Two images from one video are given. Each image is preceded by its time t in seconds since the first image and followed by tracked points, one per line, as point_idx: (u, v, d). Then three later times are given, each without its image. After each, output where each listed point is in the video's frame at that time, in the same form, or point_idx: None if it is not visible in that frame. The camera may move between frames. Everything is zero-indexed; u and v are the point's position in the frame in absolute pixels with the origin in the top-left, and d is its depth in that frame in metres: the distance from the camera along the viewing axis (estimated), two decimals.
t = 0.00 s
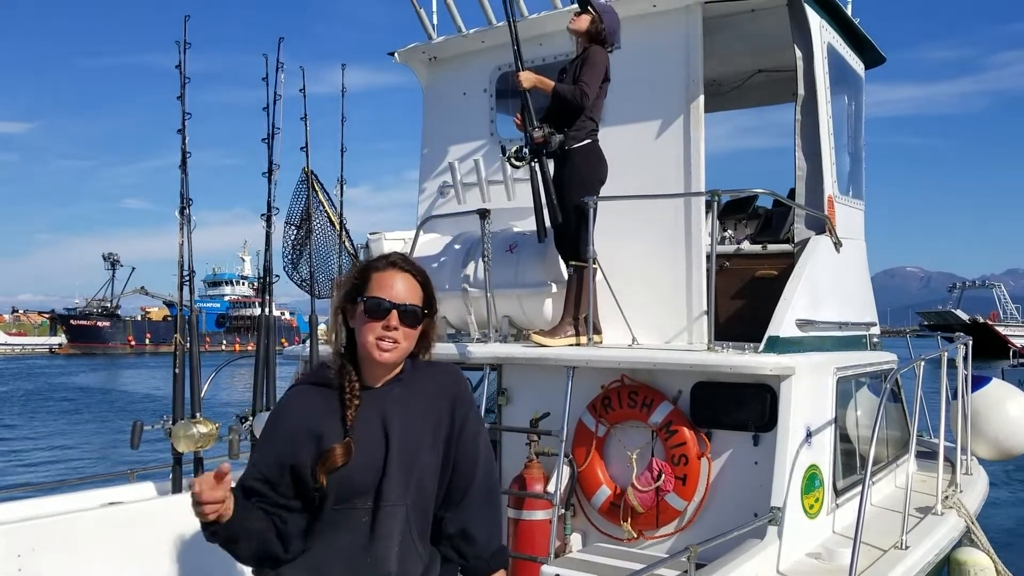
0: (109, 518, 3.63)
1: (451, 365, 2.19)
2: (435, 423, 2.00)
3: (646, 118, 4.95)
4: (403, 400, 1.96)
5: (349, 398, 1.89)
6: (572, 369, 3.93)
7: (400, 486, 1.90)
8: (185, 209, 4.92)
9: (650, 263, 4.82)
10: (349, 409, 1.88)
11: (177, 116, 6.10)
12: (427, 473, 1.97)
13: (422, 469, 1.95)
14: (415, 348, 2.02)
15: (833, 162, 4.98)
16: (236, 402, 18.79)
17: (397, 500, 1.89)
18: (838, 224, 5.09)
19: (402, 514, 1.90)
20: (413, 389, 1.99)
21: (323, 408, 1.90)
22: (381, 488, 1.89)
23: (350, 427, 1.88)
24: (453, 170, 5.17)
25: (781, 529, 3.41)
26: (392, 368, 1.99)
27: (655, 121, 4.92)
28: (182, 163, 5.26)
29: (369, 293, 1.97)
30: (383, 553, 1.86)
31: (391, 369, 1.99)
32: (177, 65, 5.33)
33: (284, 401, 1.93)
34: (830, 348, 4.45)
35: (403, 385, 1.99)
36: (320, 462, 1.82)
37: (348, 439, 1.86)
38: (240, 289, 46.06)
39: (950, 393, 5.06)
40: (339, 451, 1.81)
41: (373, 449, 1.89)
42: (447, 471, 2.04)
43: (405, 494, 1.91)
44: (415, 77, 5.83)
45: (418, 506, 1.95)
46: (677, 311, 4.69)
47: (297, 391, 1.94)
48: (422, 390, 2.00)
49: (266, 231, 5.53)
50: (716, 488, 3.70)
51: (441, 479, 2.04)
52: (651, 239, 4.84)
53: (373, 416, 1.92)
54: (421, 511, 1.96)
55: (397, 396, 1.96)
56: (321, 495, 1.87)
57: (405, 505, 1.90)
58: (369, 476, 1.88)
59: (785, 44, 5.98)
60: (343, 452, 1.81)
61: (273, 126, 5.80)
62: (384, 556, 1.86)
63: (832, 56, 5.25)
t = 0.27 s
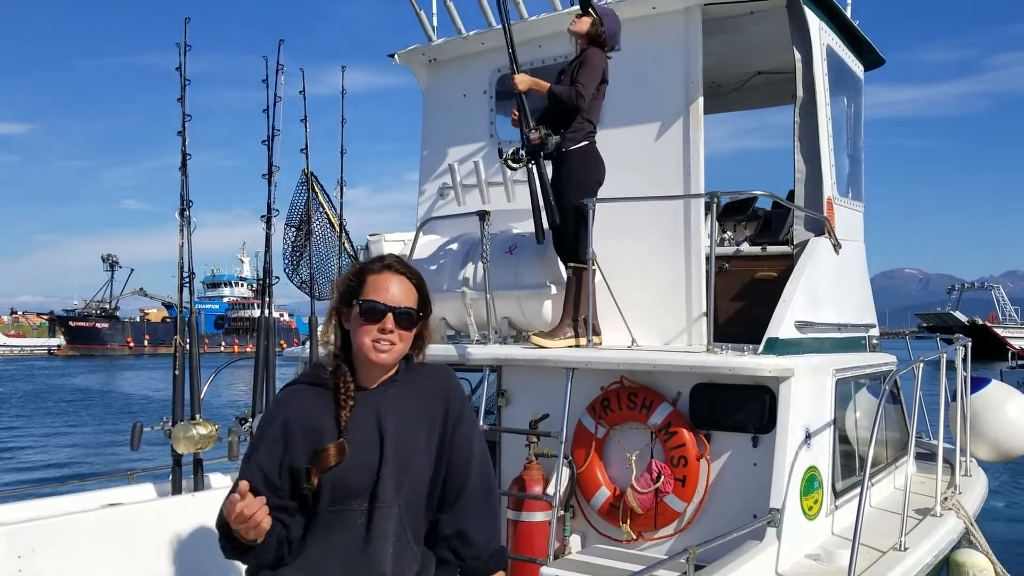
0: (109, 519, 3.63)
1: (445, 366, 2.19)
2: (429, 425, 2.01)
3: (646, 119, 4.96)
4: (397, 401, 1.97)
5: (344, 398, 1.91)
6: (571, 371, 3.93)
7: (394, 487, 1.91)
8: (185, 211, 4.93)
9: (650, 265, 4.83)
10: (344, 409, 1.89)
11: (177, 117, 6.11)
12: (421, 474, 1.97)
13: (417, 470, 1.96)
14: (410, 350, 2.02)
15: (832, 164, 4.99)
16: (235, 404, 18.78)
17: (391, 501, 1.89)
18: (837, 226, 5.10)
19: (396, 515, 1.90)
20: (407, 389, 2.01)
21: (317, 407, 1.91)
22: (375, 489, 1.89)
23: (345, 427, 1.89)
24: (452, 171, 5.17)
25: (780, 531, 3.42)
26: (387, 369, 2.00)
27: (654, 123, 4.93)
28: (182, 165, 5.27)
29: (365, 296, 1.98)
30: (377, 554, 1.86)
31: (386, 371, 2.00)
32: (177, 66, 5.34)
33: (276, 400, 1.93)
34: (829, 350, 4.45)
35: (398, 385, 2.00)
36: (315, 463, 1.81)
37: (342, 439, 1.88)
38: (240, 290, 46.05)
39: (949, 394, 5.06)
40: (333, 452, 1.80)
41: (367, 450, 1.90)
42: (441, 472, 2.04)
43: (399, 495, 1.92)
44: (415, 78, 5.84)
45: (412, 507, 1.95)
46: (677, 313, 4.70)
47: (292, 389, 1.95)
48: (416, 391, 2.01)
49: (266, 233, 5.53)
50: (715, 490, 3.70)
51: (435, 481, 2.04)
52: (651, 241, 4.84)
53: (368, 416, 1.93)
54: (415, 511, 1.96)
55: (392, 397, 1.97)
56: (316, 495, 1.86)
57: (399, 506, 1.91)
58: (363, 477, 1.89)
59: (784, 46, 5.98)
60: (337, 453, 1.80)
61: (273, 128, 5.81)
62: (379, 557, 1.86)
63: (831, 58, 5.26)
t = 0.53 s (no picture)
0: (110, 525, 3.63)
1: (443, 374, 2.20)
2: (429, 433, 2.02)
3: (646, 126, 4.97)
4: (397, 409, 1.98)
5: (346, 406, 1.91)
6: (572, 377, 3.94)
7: (394, 494, 1.91)
8: (187, 218, 4.94)
9: (651, 272, 4.83)
10: (346, 417, 1.89)
11: (179, 125, 6.14)
12: (420, 482, 1.98)
13: (416, 478, 1.97)
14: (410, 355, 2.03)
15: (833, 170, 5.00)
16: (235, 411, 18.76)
17: (392, 508, 1.90)
18: (838, 232, 5.11)
19: (396, 521, 1.91)
20: (407, 398, 2.01)
21: (319, 415, 1.89)
22: (376, 497, 1.90)
23: (348, 435, 1.89)
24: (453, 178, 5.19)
25: (781, 537, 3.42)
26: (388, 376, 2.01)
27: (655, 130, 4.95)
28: (184, 171, 5.28)
29: (365, 302, 1.98)
30: (378, 561, 1.86)
31: (386, 378, 2.01)
32: (180, 74, 5.36)
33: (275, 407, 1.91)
34: (830, 356, 4.45)
35: (399, 394, 2.01)
36: (318, 471, 1.84)
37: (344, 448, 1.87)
38: (241, 297, 46.08)
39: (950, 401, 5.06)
40: (336, 460, 1.83)
41: (369, 457, 1.91)
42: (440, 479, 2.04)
43: (399, 503, 1.92)
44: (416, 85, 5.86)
45: (411, 514, 1.96)
46: (677, 319, 4.70)
47: (293, 397, 1.92)
48: (416, 399, 2.02)
49: (267, 239, 5.55)
50: (716, 497, 3.70)
51: (433, 490, 2.03)
52: (651, 247, 4.85)
53: (370, 424, 1.94)
54: (414, 518, 1.97)
55: (392, 405, 1.98)
56: (318, 502, 1.86)
57: (399, 513, 1.91)
58: (364, 485, 1.89)
59: (785, 53, 6.00)
60: (340, 461, 1.83)
61: (275, 135, 5.83)
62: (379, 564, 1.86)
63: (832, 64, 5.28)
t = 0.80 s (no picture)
0: (110, 533, 3.63)
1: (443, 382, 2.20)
2: (430, 442, 2.02)
3: (646, 134, 4.99)
4: (398, 418, 1.98)
5: (347, 416, 1.92)
6: (573, 385, 3.94)
7: (394, 503, 1.92)
8: (189, 226, 4.95)
9: (651, 279, 4.84)
10: (348, 427, 1.91)
11: (181, 133, 6.16)
12: (420, 492, 1.98)
13: (416, 488, 1.97)
14: (412, 365, 2.04)
15: (833, 179, 5.01)
16: (235, 418, 18.77)
17: (391, 517, 1.90)
18: (838, 240, 5.11)
19: (396, 530, 1.91)
20: (408, 407, 2.01)
21: (321, 424, 1.91)
22: (376, 505, 1.90)
23: (349, 445, 1.90)
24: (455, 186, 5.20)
25: (781, 545, 3.41)
26: (389, 386, 2.01)
27: (655, 139, 4.96)
28: (185, 179, 5.30)
29: (368, 312, 1.99)
30: (377, 569, 1.86)
31: (388, 389, 2.01)
32: (182, 82, 5.38)
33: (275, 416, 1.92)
34: (830, 364, 4.46)
35: (399, 403, 2.01)
36: (319, 480, 1.86)
37: (346, 458, 1.88)
38: (241, 304, 46.09)
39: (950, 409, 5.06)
40: (338, 470, 1.84)
41: (370, 467, 1.92)
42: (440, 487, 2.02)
43: (399, 511, 1.93)
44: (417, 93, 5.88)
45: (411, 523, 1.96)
46: (678, 327, 4.71)
47: (294, 406, 1.94)
48: (417, 409, 2.02)
49: (269, 247, 5.56)
50: (717, 505, 3.70)
51: (433, 501, 2.02)
52: (652, 255, 4.86)
53: (371, 433, 1.95)
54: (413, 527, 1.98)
55: (393, 414, 1.99)
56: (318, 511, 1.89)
57: (399, 522, 1.92)
58: (364, 494, 1.90)
59: (785, 61, 6.03)
60: (342, 471, 1.85)
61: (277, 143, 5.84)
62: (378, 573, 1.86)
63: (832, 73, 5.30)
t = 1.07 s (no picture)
0: (110, 554, 3.61)
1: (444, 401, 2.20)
2: (434, 466, 2.02)
3: (646, 155, 5.02)
4: (402, 440, 1.98)
5: (355, 439, 1.90)
6: (573, 405, 3.94)
7: (398, 528, 1.92)
8: (191, 246, 4.97)
9: (652, 299, 4.85)
10: (356, 451, 1.89)
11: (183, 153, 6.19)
12: (424, 515, 1.98)
13: (420, 511, 1.97)
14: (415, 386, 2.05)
15: (832, 199, 5.03)
16: (235, 437, 18.73)
17: (395, 541, 1.90)
18: (838, 260, 5.13)
19: (400, 554, 1.91)
20: (411, 430, 2.01)
21: (330, 446, 1.89)
22: (380, 530, 1.91)
23: (357, 469, 1.89)
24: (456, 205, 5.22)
25: (782, 566, 3.40)
26: (393, 408, 2.01)
27: (654, 160, 4.99)
28: (188, 199, 5.32)
29: (373, 331, 1.99)
30: None
31: (392, 410, 2.01)
32: (186, 103, 5.42)
33: (282, 437, 1.90)
34: (831, 384, 4.45)
35: (403, 425, 2.01)
36: (330, 505, 1.86)
37: (355, 482, 1.88)
38: (241, 322, 46.08)
39: (951, 429, 5.05)
40: (348, 493, 1.85)
41: (374, 491, 1.91)
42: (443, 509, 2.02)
43: (403, 536, 1.93)
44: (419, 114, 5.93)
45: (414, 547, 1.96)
46: (678, 347, 4.72)
47: (300, 426, 1.91)
48: (421, 431, 2.02)
49: (270, 266, 5.58)
50: (719, 525, 3.68)
51: (436, 524, 2.02)
52: (653, 275, 4.87)
53: (376, 456, 1.94)
54: (417, 550, 1.98)
55: (398, 436, 1.98)
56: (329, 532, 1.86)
57: (403, 546, 1.92)
58: (369, 519, 1.90)
59: (784, 82, 6.08)
60: (351, 495, 1.85)
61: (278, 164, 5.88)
62: None
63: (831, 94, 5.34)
